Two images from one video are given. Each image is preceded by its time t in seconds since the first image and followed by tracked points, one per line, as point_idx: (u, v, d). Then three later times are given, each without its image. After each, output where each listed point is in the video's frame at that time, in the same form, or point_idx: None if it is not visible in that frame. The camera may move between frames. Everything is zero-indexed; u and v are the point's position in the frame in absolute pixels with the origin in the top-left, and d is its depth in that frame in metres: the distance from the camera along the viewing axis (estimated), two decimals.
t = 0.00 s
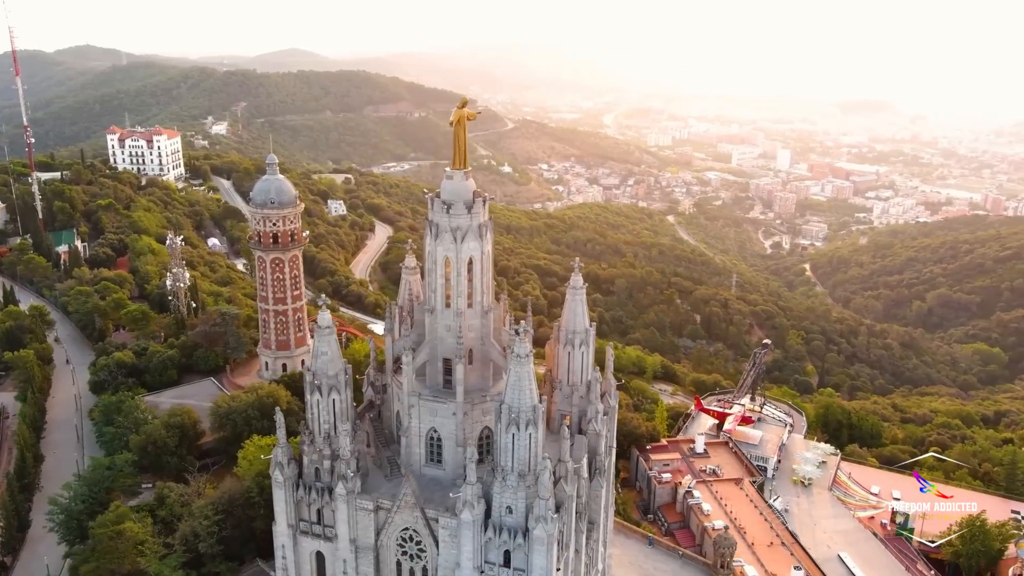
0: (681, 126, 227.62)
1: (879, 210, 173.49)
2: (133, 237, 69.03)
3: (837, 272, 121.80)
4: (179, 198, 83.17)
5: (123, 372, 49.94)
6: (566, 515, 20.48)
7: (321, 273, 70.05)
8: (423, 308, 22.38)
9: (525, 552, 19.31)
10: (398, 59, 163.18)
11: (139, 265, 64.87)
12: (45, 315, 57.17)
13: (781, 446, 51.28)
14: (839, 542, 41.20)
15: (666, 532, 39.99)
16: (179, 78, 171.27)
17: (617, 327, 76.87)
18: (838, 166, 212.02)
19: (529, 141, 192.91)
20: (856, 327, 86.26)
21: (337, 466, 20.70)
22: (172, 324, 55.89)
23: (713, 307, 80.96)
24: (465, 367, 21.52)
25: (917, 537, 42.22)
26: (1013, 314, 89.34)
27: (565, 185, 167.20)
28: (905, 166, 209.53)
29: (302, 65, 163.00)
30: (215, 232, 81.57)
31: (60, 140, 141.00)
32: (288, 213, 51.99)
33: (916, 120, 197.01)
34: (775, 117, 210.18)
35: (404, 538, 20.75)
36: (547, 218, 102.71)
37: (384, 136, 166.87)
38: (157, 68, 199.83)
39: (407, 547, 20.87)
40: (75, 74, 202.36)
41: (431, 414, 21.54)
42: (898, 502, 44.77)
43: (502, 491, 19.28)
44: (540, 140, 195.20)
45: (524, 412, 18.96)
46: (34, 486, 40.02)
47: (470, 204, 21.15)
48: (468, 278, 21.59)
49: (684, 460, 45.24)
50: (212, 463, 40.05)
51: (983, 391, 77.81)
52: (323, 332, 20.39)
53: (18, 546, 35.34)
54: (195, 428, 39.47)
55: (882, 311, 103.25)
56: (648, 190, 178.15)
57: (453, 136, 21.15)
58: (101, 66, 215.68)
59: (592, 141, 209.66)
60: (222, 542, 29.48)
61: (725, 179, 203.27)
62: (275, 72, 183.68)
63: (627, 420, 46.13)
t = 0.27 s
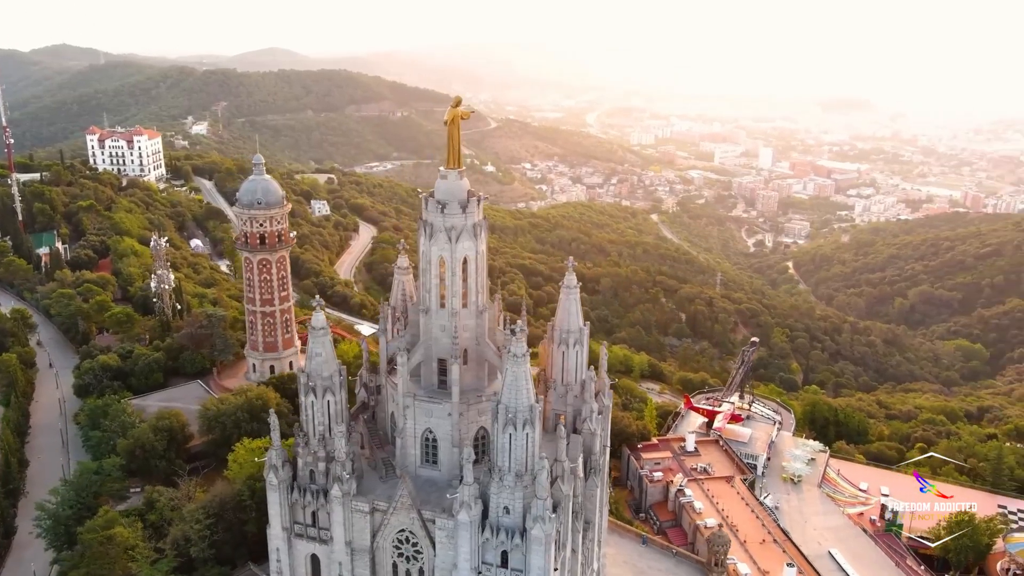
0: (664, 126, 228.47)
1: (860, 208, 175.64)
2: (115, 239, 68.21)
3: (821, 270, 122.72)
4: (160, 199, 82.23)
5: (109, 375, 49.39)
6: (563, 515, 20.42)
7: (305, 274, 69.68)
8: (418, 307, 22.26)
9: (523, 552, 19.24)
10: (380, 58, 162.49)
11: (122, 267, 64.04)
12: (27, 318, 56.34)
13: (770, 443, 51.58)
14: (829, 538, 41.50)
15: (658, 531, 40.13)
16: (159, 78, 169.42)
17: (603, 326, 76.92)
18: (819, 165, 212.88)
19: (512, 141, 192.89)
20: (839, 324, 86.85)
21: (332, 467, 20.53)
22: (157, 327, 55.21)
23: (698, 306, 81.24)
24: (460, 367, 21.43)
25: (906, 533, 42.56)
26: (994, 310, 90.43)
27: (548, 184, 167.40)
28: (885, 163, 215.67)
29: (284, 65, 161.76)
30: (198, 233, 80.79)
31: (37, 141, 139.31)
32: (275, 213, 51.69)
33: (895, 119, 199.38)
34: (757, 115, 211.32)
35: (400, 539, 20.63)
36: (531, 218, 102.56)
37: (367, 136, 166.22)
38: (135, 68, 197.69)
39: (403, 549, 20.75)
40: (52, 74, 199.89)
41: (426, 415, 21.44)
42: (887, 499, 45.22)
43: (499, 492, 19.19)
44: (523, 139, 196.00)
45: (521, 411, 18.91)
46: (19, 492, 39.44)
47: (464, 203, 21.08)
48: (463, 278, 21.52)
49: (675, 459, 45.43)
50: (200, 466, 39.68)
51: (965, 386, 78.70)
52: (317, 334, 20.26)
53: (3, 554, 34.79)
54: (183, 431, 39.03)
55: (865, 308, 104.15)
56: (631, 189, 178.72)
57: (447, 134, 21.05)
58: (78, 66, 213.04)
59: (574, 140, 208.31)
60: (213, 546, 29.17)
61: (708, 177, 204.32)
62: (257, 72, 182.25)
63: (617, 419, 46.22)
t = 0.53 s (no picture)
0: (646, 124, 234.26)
1: (842, 206, 177.59)
2: (97, 241, 67.35)
3: (804, 267, 123.57)
4: (142, 200, 81.38)
5: (94, 378, 48.79)
6: (560, 515, 20.40)
7: (289, 275, 69.28)
8: (413, 308, 22.15)
9: (521, 552, 19.17)
10: (361, 57, 161.63)
11: (105, 268, 63.25)
12: (8, 321, 55.51)
13: (760, 441, 51.87)
14: (820, 535, 41.78)
15: (650, 530, 40.25)
16: (138, 77, 167.41)
17: (589, 325, 76.94)
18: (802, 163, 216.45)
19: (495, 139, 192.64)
20: (824, 322, 87.38)
21: (328, 470, 20.38)
22: (143, 329, 54.57)
23: (684, 304, 81.53)
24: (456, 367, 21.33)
25: (896, 530, 42.85)
26: (975, 307, 91.58)
27: (533, 183, 167.42)
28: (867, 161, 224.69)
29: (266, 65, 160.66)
30: (181, 234, 80.07)
31: (14, 141, 137.52)
32: (262, 213, 51.30)
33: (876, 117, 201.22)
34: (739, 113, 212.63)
35: (397, 541, 20.52)
36: (515, 217, 102.40)
37: (349, 135, 165.51)
38: (113, 68, 195.54)
39: (400, 551, 20.62)
40: (29, 74, 197.41)
41: (422, 416, 21.33)
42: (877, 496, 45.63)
43: (496, 492, 19.14)
44: (507, 138, 192.34)
45: (518, 411, 18.85)
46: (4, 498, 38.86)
47: (459, 202, 20.98)
48: (458, 278, 21.42)
49: (666, 457, 45.60)
50: (189, 470, 39.32)
51: (949, 382, 79.49)
52: (312, 336, 20.11)
53: None
54: (172, 434, 38.61)
55: (849, 306, 105.00)
56: (614, 188, 179.13)
57: (441, 134, 20.97)
58: (56, 66, 210.41)
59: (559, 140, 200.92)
60: (205, 550, 28.90)
61: (691, 176, 205.25)
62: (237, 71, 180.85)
63: (608, 418, 46.27)
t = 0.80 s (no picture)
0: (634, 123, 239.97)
1: (825, 203, 179.44)
2: (79, 243, 66.44)
3: (788, 265, 124.35)
4: (124, 201, 80.44)
5: (79, 382, 48.21)
6: (558, 515, 20.37)
7: (274, 276, 68.85)
8: (408, 308, 22.03)
9: (519, 553, 19.13)
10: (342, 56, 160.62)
11: (88, 271, 62.43)
12: None
13: (750, 439, 52.13)
14: (811, 532, 42.08)
15: (644, 529, 40.37)
16: (117, 76, 165.43)
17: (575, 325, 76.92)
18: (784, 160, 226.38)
19: (479, 139, 192.26)
20: (808, 320, 87.87)
21: (324, 472, 20.23)
22: (128, 331, 53.94)
23: (670, 303, 81.72)
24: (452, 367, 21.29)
25: (886, 526, 42.99)
26: (957, 304, 92.59)
27: (517, 182, 167.28)
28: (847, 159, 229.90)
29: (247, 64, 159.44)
30: (163, 236, 79.31)
31: None
32: (249, 214, 50.88)
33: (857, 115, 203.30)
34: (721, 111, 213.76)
35: (394, 542, 20.39)
36: (500, 216, 102.18)
37: (331, 135, 164.81)
38: (92, 67, 193.28)
39: (397, 552, 20.52)
40: (5, 74, 194.72)
41: (418, 416, 21.22)
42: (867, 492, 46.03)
43: (495, 493, 19.09)
44: (491, 138, 192.27)
45: (516, 411, 18.81)
46: None
47: (454, 202, 20.89)
48: (454, 278, 21.33)
49: (658, 456, 45.77)
50: (178, 473, 38.96)
51: (932, 379, 80.24)
52: (307, 337, 19.96)
53: None
54: (161, 438, 38.19)
55: (832, 303, 105.81)
56: (598, 187, 179.40)
57: (436, 133, 20.88)
58: (32, 65, 207.64)
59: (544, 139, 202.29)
60: (198, 554, 28.63)
61: (675, 175, 206.13)
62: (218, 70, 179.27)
63: (600, 417, 46.34)
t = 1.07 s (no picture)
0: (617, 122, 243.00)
1: (808, 201, 181.16)
2: (61, 244, 65.55)
3: (772, 263, 125.17)
4: (106, 202, 79.51)
5: (65, 386, 47.65)
6: (557, 514, 20.35)
7: (259, 277, 68.46)
8: (404, 309, 21.91)
9: (518, 553, 19.09)
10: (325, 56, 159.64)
11: (71, 273, 61.63)
12: None
13: (741, 437, 52.40)
14: (803, 529, 42.36)
15: (637, 528, 40.52)
16: (95, 76, 163.34)
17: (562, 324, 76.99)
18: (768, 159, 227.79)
19: (463, 138, 191.88)
20: (794, 318, 88.40)
21: (320, 474, 20.07)
22: (114, 333, 53.32)
23: (656, 302, 81.94)
24: (448, 367, 21.19)
25: (876, 522, 43.59)
26: (941, 301, 93.46)
27: (501, 181, 167.03)
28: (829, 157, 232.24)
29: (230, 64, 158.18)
30: (146, 237, 78.53)
31: None
32: (237, 215, 50.57)
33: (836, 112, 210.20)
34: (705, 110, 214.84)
35: (392, 544, 20.27)
36: (485, 216, 102.07)
37: (314, 134, 163.83)
38: (70, 67, 190.80)
39: (394, 554, 20.39)
40: None
41: (415, 417, 21.10)
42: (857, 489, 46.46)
43: (493, 493, 19.02)
44: (475, 137, 191.83)
45: (514, 411, 18.75)
46: None
47: (450, 201, 20.81)
48: (450, 278, 21.23)
49: (650, 455, 45.95)
50: (168, 477, 38.62)
51: (916, 375, 81.02)
52: (303, 339, 19.81)
53: None
54: (150, 441, 37.79)
55: (817, 301, 106.53)
56: (582, 186, 179.60)
57: (431, 132, 20.77)
58: (8, 65, 204.78)
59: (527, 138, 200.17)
60: (190, 558, 28.38)
61: (659, 174, 206.86)
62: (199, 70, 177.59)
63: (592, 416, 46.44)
